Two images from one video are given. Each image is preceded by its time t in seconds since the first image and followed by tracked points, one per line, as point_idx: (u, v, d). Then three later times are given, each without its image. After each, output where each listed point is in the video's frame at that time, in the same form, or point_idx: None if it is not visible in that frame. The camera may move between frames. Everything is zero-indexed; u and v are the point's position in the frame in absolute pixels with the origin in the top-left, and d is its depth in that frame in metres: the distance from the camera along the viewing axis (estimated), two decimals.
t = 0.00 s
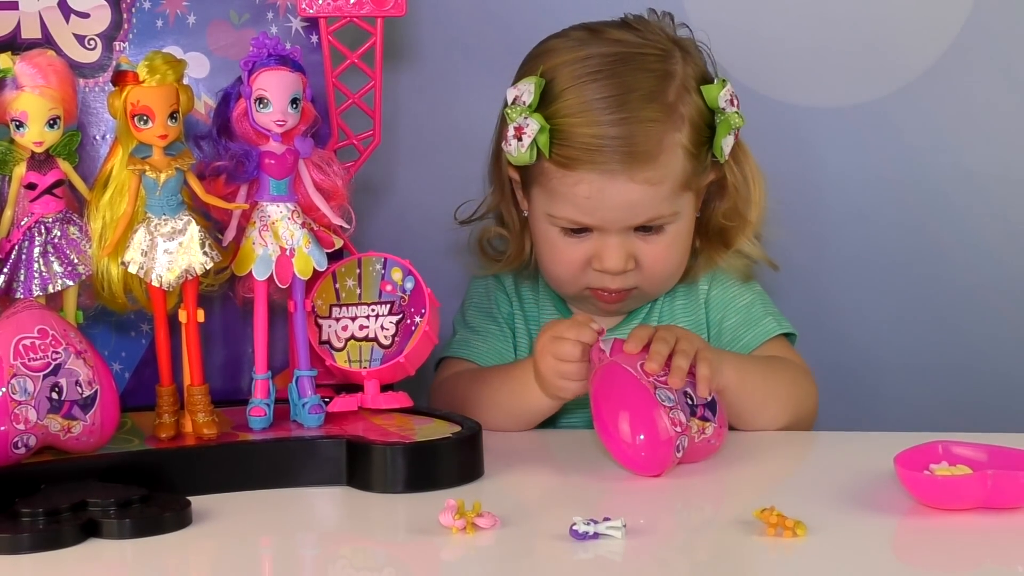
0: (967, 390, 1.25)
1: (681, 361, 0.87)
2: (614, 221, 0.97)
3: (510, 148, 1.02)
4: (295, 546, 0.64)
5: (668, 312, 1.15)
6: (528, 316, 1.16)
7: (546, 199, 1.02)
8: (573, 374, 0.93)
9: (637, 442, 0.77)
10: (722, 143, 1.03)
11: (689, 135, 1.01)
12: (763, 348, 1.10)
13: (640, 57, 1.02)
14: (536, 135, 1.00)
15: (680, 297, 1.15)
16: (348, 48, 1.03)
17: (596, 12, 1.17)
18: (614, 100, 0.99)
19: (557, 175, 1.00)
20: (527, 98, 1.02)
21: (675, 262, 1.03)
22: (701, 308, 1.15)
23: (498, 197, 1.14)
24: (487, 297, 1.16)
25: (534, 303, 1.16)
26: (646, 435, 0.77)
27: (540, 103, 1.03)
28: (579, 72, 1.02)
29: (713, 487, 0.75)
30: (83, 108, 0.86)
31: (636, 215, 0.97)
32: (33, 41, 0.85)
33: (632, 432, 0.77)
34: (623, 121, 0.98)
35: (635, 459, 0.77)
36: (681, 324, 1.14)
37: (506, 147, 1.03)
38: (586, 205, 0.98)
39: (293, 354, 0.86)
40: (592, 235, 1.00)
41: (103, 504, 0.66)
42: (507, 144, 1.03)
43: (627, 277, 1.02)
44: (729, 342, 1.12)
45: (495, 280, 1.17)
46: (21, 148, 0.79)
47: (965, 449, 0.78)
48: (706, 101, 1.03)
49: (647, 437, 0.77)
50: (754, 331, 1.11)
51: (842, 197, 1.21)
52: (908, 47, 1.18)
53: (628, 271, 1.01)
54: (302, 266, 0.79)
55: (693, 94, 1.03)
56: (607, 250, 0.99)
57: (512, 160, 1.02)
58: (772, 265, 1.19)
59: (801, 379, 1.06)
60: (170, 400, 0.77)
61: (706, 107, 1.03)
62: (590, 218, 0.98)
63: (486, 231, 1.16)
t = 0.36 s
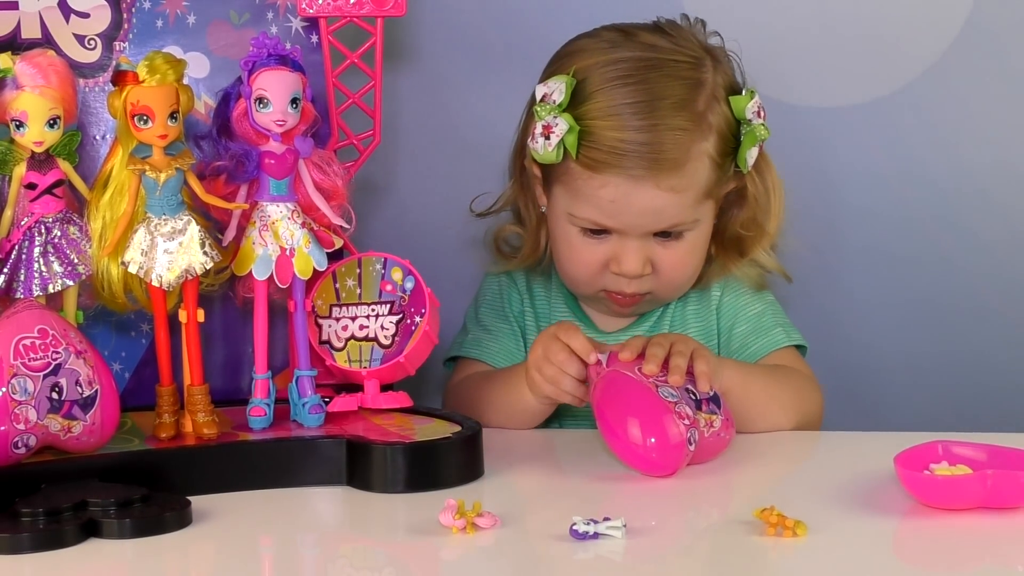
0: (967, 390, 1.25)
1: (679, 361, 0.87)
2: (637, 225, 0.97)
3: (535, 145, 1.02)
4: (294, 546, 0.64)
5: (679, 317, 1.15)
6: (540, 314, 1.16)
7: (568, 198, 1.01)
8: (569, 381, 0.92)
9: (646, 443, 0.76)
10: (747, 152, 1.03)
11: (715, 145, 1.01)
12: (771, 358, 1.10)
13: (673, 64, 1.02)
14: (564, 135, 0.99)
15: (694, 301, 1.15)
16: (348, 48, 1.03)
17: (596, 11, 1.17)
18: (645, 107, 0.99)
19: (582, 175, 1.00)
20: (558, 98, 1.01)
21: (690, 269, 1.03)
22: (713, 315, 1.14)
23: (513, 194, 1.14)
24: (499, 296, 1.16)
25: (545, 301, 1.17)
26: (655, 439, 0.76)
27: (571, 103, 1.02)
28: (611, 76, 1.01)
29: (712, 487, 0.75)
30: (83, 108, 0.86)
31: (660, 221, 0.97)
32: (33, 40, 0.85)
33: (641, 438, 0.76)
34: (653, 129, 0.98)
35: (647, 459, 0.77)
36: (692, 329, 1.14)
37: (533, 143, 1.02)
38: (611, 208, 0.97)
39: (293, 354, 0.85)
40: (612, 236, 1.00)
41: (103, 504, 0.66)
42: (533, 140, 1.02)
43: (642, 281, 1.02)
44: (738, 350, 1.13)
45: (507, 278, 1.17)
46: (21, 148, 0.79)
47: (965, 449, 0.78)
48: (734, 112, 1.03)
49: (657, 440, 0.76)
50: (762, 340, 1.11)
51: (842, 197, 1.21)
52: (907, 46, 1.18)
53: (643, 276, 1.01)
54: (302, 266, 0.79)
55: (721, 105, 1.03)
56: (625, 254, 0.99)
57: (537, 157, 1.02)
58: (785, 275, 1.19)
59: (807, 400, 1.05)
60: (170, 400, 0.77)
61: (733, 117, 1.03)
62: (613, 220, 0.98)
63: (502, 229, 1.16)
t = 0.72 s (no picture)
0: (967, 390, 1.25)
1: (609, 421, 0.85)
2: (625, 202, 0.96)
3: (518, 138, 1.02)
4: (295, 546, 0.64)
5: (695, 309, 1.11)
6: (545, 312, 1.15)
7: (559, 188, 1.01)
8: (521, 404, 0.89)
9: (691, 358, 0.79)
10: (731, 120, 1.01)
11: (695, 116, 1.00)
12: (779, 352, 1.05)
13: (643, 43, 1.01)
14: (543, 121, 0.99)
15: (712, 292, 1.12)
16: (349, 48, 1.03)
17: (596, 11, 1.17)
18: (618, 84, 0.99)
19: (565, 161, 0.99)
20: (534, 88, 1.01)
21: (689, 247, 1.01)
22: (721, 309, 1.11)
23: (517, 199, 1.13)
24: (504, 291, 1.15)
25: (552, 299, 1.15)
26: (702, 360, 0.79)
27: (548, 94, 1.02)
28: (583, 58, 1.01)
29: (713, 487, 0.75)
30: (84, 108, 0.86)
31: (647, 195, 0.96)
32: (33, 41, 0.85)
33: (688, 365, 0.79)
34: (628, 103, 0.97)
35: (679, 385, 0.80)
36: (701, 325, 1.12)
37: (516, 137, 1.03)
38: (595, 186, 0.96)
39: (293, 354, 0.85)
40: (607, 220, 0.98)
41: (104, 504, 0.66)
42: (517, 134, 1.02)
43: (645, 263, 0.99)
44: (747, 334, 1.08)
45: (512, 277, 1.16)
46: (21, 148, 0.79)
47: (965, 449, 0.78)
48: (712, 85, 1.02)
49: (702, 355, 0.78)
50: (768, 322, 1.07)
51: (842, 197, 1.21)
52: (907, 46, 1.18)
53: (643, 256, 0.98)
54: (302, 266, 0.79)
55: (698, 78, 1.02)
56: (622, 233, 0.97)
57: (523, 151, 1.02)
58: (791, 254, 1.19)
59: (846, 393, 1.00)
60: (170, 400, 0.77)
61: (712, 91, 1.02)
62: (600, 199, 0.96)
63: (506, 233, 1.15)
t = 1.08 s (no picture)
0: (967, 390, 1.25)
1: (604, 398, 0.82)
2: (623, 202, 0.96)
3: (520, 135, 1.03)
4: (295, 547, 0.64)
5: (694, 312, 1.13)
6: (546, 313, 1.16)
7: (559, 186, 1.01)
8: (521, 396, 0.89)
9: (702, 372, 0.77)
10: (733, 124, 1.01)
11: (698, 118, 1.00)
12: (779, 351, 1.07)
13: (648, 42, 1.02)
14: (544, 118, 1.00)
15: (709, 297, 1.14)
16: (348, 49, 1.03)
17: (596, 11, 1.17)
18: (620, 84, 0.99)
19: (565, 159, 0.99)
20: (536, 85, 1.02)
21: (689, 249, 1.01)
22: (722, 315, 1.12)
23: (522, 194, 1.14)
24: (504, 291, 1.16)
25: (552, 300, 1.16)
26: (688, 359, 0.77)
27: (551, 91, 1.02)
28: (587, 57, 1.01)
29: (714, 487, 0.76)
30: (83, 109, 0.86)
31: (646, 196, 0.96)
32: (33, 41, 0.85)
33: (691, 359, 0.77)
34: (629, 104, 0.98)
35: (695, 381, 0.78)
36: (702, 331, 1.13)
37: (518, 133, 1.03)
38: (594, 186, 0.97)
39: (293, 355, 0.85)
40: (605, 220, 0.98)
41: (103, 504, 0.66)
42: (518, 130, 1.03)
43: (643, 264, 1.00)
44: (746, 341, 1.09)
45: (512, 277, 1.17)
46: (21, 148, 0.79)
47: (965, 449, 0.78)
48: (715, 87, 1.02)
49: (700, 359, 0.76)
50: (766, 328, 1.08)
51: (841, 198, 1.22)
52: (907, 47, 1.18)
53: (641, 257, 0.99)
54: (302, 266, 0.79)
55: (703, 81, 1.02)
56: (620, 233, 0.97)
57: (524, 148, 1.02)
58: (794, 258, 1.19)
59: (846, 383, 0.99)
60: (170, 401, 0.77)
61: (716, 95, 1.02)
62: (598, 199, 0.97)
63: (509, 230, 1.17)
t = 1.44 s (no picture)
0: (967, 390, 1.25)
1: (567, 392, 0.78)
2: (684, 172, 0.96)
3: (583, 99, 1.01)
4: (294, 547, 0.64)
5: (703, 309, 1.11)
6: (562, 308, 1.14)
7: (614, 154, 1.00)
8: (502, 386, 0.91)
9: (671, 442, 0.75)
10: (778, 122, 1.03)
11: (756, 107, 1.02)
12: (790, 335, 1.04)
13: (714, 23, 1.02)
14: (613, 83, 0.98)
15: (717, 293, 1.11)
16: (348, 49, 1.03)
17: (596, 11, 1.17)
18: (680, 56, 0.99)
19: (634, 127, 0.98)
20: (607, 51, 1.00)
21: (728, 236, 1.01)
22: (737, 310, 1.10)
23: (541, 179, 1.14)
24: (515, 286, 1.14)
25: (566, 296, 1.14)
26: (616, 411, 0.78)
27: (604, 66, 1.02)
28: (649, 31, 1.01)
29: (713, 488, 0.76)
30: (84, 108, 0.86)
31: (710, 169, 0.96)
32: (33, 41, 0.85)
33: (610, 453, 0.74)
34: (702, 76, 0.98)
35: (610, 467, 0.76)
36: (719, 326, 1.11)
37: (580, 98, 1.01)
38: (665, 156, 0.96)
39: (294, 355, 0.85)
40: (657, 193, 0.98)
41: (103, 504, 0.66)
42: (581, 94, 1.01)
43: (689, 241, 0.99)
44: (763, 333, 1.07)
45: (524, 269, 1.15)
46: (21, 148, 0.79)
47: (965, 449, 0.78)
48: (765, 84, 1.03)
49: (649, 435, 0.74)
50: (784, 318, 1.05)
51: (842, 198, 1.21)
52: (907, 46, 1.18)
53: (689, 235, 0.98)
54: (301, 266, 0.79)
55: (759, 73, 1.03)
56: (675, 206, 0.97)
57: (586, 112, 1.00)
58: (806, 258, 1.18)
59: (858, 376, 0.97)
60: (170, 400, 0.77)
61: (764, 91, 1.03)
62: (663, 168, 0.96)
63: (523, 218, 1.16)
